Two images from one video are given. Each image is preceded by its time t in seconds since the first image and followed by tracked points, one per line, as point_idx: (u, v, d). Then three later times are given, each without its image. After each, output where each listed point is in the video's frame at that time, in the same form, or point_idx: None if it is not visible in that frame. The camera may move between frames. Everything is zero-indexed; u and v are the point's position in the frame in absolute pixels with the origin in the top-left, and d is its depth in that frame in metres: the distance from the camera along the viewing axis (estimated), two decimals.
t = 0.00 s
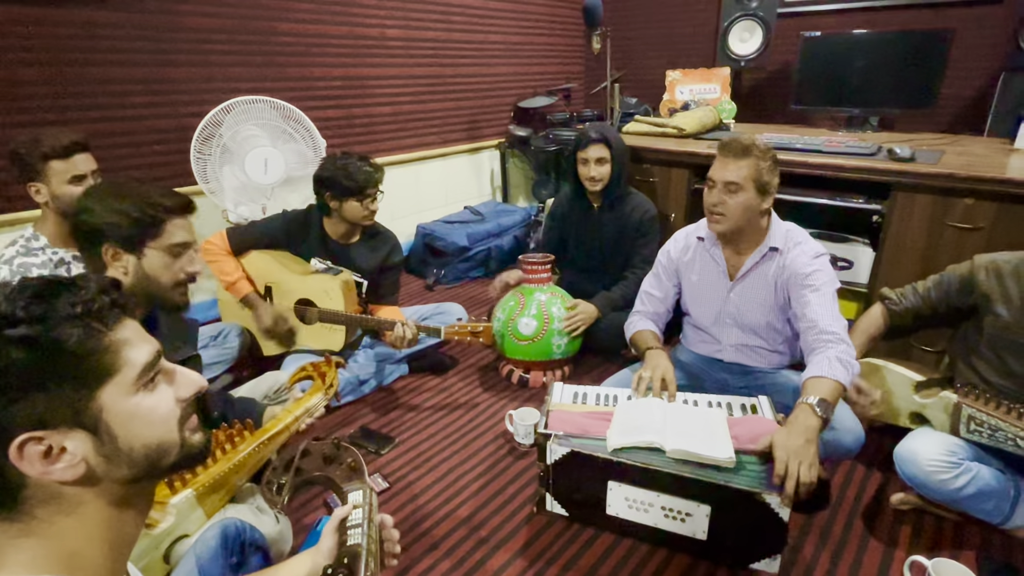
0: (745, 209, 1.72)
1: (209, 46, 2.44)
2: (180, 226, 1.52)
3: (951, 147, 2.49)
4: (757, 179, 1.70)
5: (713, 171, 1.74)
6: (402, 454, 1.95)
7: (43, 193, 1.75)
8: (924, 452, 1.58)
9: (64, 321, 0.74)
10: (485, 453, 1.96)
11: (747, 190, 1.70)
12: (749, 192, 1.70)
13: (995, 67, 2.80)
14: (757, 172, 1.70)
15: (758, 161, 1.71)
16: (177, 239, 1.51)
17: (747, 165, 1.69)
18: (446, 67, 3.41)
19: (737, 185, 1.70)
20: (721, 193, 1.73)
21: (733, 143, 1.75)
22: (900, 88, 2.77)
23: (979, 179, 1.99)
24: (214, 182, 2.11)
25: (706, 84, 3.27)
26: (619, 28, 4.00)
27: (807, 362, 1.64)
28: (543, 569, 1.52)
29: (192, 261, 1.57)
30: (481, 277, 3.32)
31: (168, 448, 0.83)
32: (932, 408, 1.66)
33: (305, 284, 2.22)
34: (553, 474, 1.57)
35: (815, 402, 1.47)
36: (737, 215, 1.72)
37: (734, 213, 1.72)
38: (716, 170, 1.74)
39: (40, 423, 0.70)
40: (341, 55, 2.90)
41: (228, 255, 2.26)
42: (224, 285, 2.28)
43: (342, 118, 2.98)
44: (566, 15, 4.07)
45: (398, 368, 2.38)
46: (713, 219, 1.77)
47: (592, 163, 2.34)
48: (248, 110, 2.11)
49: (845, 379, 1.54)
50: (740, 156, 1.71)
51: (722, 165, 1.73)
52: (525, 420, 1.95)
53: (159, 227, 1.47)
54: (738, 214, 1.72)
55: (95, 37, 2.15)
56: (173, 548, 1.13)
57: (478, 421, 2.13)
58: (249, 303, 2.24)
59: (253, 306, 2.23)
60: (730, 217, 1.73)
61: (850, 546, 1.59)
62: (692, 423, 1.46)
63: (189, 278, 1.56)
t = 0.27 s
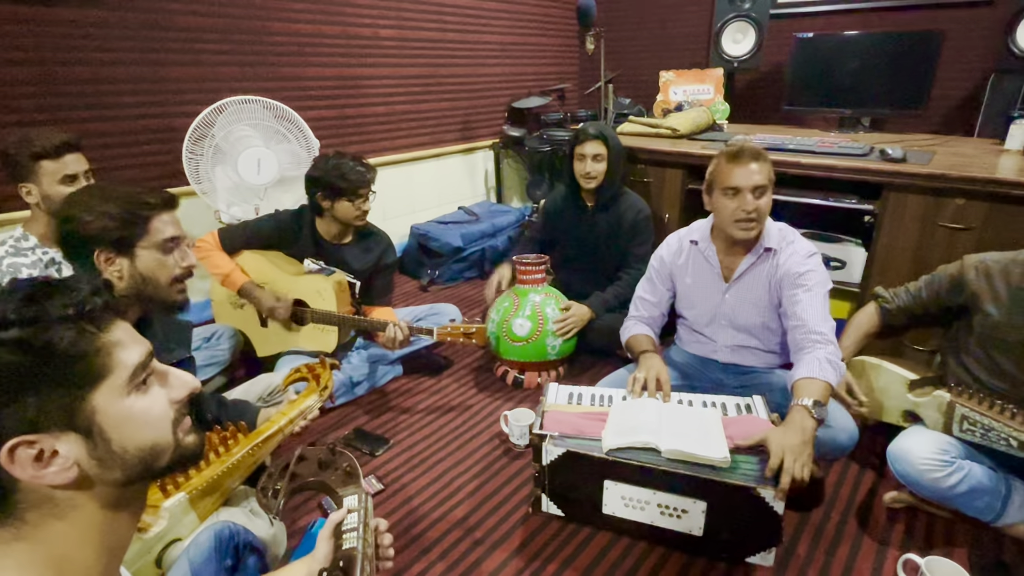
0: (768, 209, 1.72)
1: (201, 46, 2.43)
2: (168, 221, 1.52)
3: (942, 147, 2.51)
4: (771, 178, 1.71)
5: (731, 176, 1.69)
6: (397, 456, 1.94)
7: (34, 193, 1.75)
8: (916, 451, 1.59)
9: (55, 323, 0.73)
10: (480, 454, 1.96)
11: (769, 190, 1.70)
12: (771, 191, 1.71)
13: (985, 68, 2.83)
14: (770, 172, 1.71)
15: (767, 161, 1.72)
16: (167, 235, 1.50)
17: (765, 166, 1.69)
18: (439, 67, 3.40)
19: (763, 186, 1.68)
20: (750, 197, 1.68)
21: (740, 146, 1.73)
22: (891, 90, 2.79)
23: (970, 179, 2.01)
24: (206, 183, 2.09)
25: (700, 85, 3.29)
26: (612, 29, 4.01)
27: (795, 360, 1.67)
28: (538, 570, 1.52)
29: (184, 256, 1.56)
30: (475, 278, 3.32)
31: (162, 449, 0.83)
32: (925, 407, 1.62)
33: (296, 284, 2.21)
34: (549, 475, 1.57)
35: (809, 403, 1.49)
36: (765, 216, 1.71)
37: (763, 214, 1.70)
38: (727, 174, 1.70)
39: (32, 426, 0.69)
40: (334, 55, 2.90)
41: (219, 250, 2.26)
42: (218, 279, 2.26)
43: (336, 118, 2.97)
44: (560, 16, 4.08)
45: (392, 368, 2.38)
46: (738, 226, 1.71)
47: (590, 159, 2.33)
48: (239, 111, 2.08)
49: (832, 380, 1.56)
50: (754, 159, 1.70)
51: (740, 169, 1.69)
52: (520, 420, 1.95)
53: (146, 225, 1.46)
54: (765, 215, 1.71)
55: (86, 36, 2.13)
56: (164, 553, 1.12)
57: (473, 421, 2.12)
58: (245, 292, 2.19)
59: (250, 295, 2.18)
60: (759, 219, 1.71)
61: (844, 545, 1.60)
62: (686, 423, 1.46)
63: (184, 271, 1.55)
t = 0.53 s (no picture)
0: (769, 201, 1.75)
1: (187, 44, 2.40)
2: (117, 215, 1.47)
3: (927, 147, 2.54)
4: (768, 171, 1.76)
5: (738, 168, 1.70)
6: (388, 456, 1.93)
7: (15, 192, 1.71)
8: (904, 447, 1.61)
9: (30, 324, 0.70)
10: (472, 454, 1.95)
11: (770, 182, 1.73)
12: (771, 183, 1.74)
13: (969, 69, 2.87)
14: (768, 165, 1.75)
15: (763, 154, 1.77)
16: (119, 230, 1.46)
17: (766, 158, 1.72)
18: (428, 66, 3.39)
19: (767, 178, 1.71)
20: (757, 188, 1.70)
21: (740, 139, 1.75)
22: (877, 89, 2.82)
23: (955, 178, 2.04)
24: (193, 181, 2.08)
25: (689, 84, 3.31)
26: (601, 29, 4.02)
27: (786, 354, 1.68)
28: (531, 569, 1.52)
29: (140, 250, 1.54)
30: (465, 278, 3.31)
31: (147, 452, 0.81)
32: (910, 402, 1.71)
33: (285, 284, 2.18)
34: (541, 474, 1.57)
35: (792, 396, 1.50)
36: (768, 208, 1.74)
37: (766, 205, 1.73)
38: (733, 166, 1.71)
39: (10, 431, 0.68)
40: (323, 54, 2.87)
41: (205, 250, 2.20)
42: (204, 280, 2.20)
43: (324, 117, 2.95)
44: (549, 15, 4.08)
45: (383, 369, 2.37)
46: (745, 218, 1.72)
47: (578, 158, 2.33)
48: (227, 109, 2.07)
49: (820, 372, 1.57)
50: (755, 151, 1.73)
51: (746, 161, 1.70)
52: (512, 420, 1.94)
53: (96, 223, 1.42)
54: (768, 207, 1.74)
55: (69, 33, 2.10)
56: (152, 556, 1.11)
57: (465, 421, 2.12)
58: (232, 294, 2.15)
59: (236, 297, 2.15)
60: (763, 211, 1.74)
61: (834, 540, 1.61)
62: (677, 420, 1.47)
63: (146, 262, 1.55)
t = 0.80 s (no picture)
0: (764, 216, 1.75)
1: (168, 43, 2.37)
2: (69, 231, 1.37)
3: (907, 148, 2.59)
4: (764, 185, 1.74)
5: (738, 186, 1.68)
6: (376, 459, 1.93)
7: None
8: (886, 443, 1.64)
9: (22, 331, 0.68)
10: (460, 455, 1.95)
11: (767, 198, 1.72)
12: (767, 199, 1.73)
13: (947, 72, 2.92)
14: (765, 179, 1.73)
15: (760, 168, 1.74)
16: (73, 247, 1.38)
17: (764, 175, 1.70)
18: (414, 67, 3.38)
19: (765, 196, 1.70)
20: (755, 207, 1.69)
21: (738, 154, 1.71)
22: (857, 92, 2.87)
23: (934, 179, 2.07)
24: (176, 183, 2.06)
25: (673, 86, 3.33)
26: (587, 30, 4.04)
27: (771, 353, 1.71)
28: (520, 571, 1.52)
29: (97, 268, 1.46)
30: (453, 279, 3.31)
31: (136, 464, 0.81)
32: (893, 400, 1.72)
33: (269, 286, 2.17)
34: (530, 475, 1.57)
35: (777, 396, 1.52)
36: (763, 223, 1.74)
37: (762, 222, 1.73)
38: (733, 184, 1.68)
39: None
40: (307, 54, 2.86)
41: (190, 257, 2.20)
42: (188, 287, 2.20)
43: (309, 117, 2.93)
44: (534, 16, 4.09)
45: (370, 371, 2.36)
46: (742, 234, 1.72)
47: (563, 163, 2.35)
48: (210, 109, 2.04)
49: (803, 371, 1.59)
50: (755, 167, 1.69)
51: (746, 179, 1.68)
52: (500, 421, 1.95)
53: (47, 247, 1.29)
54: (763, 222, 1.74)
55: (47, 32, 2.06)
56: (136, 563, 1.07)
57: (453, 423, 2.11)
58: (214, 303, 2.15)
59: (218, 306, 2.15)
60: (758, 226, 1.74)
61: (819, 537, 1.63)
62: (664, 420, 1.48)
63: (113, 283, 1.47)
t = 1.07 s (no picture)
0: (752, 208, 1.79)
1: (144, 43, 2.33)
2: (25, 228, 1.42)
3: (882, 150, 2.65)
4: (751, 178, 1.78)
5: (728, 175, 1.71)
6: (360, 463, 1.91)
7: None
8: (864, 439, 1.67)
9: (26, 342, 0.71)
10: (446, 458, 1.95)
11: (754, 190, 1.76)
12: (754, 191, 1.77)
13: (918, 75, 2.99)
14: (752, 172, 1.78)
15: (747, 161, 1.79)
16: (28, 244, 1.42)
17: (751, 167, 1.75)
18: (395, 68, 3.36)
19: (753, 187, 1.74)
20: (744, 197, 1.73)
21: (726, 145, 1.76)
22: (833, 95, 2.92)
23: (907, 180, 2.13)
24: (152, 185, 2.01)
25: (654, 88, 3.36)
26: (568, 32, 4.06)
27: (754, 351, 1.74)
28: (507, 572, 1.52)
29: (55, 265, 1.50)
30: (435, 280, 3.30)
31: (132, 482, 0.80)
32: (869, 397, 1.78)
33: (249, 290, 2.14)
34: (517, 476, 1.57)
35: (760, 395, 1.54)
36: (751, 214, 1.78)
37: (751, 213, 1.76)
38: (723, 174, 1.72)
39: None
40: (288, 55, 2.83)
41: (165, 259, 2.16)
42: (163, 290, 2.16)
43: (289, 119, 2.90)
44: (515, 18, 4.09)
45: (354, 375, 2.35)
46: (731, 224, 1.75)
47: (551, 159, 2.35)
48: (188, 110, 1.99)
49: (785, 369, 1.62)
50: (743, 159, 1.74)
51: (735, 169, 1.72)
52: (486, 423, 1.95)
53: None
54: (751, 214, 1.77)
55: (18, 31, 2.02)
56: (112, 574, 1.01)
57: (438, 425, 2.11)
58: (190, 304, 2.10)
59: (195, 307, 2.10)
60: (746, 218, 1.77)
61: (800, 532, 1.66)
62: (648, 419, 1.49)
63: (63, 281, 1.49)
